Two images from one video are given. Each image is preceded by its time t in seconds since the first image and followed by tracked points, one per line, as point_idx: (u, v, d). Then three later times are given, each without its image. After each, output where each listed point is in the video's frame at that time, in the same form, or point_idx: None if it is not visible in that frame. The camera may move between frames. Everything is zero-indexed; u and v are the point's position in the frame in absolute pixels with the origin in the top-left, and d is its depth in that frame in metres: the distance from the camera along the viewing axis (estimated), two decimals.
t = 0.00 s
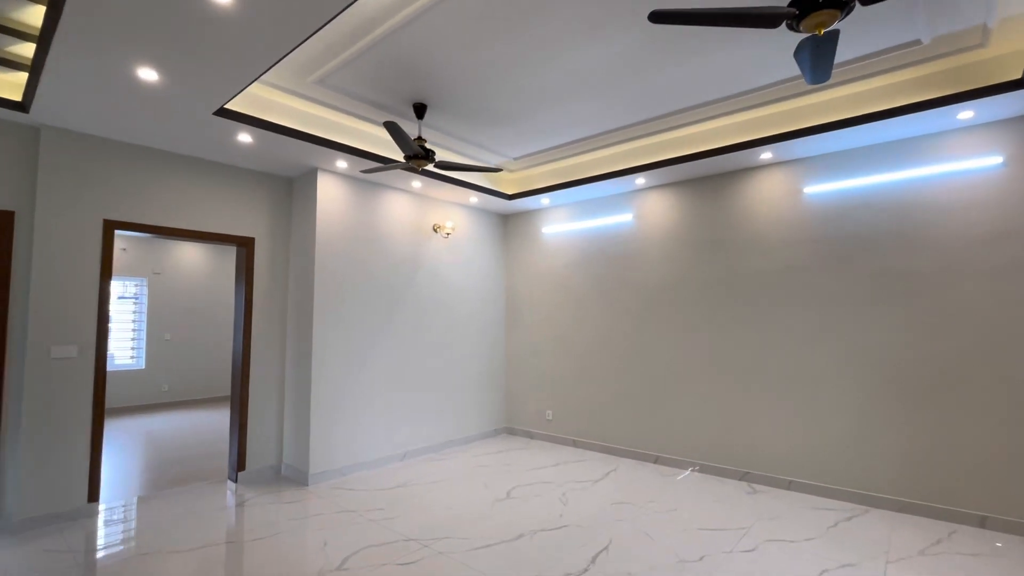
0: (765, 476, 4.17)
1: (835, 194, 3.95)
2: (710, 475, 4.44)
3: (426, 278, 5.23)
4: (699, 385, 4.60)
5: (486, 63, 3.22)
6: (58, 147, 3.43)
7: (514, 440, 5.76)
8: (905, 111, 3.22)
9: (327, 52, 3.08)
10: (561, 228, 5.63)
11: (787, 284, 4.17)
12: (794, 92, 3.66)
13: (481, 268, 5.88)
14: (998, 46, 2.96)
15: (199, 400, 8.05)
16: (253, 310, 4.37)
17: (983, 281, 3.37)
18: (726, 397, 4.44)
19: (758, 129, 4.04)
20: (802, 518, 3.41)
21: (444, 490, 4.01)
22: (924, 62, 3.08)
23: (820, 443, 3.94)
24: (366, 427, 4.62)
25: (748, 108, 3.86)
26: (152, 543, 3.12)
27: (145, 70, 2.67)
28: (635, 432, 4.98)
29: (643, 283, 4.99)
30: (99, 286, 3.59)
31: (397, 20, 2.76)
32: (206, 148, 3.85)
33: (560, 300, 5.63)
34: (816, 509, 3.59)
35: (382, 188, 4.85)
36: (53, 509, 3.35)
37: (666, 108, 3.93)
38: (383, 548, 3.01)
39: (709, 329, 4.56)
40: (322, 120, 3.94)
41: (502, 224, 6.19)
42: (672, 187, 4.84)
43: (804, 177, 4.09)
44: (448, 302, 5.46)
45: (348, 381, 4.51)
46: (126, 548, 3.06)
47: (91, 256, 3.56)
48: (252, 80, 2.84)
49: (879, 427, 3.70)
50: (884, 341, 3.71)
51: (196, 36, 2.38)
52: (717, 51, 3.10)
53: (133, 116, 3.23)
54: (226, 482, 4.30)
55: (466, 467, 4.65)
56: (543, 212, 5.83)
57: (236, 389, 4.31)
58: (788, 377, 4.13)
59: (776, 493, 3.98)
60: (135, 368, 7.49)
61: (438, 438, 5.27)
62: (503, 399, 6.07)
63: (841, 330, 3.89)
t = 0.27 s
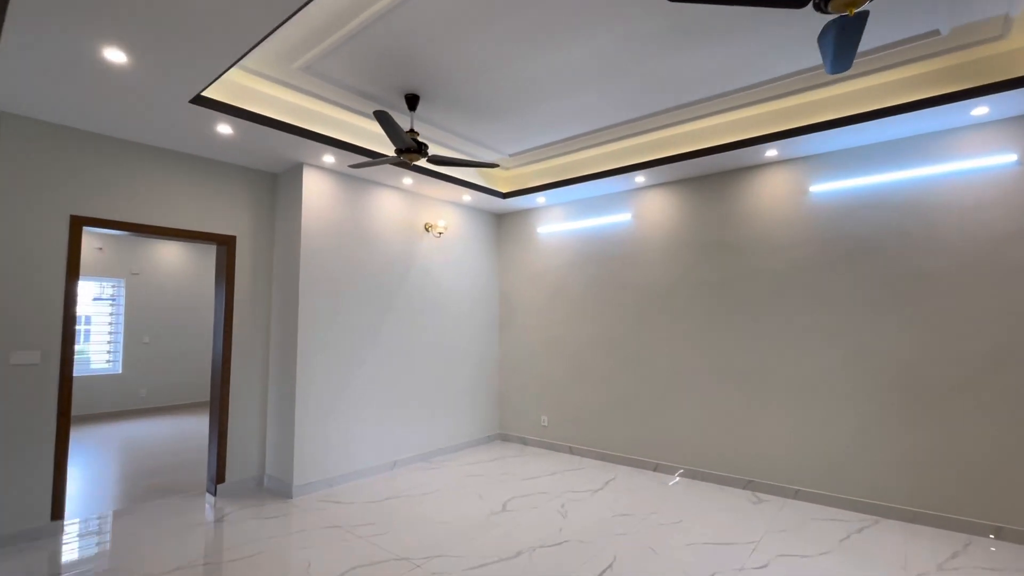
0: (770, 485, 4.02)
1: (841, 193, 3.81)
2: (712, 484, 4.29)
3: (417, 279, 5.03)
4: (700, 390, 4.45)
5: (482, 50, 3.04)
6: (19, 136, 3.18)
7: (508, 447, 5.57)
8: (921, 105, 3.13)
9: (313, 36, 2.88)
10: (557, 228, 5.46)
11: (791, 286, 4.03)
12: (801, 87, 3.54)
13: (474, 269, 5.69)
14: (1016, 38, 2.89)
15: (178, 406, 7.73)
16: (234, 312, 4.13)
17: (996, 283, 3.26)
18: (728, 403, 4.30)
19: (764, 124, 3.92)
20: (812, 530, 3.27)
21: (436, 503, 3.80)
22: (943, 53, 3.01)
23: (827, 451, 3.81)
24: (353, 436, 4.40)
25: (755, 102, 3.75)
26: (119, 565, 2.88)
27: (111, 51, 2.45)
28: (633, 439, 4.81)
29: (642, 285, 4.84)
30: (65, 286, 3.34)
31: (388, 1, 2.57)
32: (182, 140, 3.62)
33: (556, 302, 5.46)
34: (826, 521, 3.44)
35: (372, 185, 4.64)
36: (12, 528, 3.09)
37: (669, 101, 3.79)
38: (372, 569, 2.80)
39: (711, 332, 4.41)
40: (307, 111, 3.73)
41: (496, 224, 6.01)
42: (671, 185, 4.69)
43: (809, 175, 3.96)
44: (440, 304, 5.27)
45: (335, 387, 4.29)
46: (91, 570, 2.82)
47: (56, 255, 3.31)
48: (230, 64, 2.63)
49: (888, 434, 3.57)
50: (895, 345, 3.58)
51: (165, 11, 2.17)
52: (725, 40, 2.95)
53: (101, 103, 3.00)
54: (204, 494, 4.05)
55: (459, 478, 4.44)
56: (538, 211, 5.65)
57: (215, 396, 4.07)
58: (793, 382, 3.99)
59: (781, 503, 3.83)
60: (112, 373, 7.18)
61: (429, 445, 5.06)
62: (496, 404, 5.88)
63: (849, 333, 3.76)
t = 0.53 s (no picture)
0: (774, 493, 3.90)
1: (847, 192, 3.73)
2: (713, 492, 4.15)
3: (408, 280, 4.85)
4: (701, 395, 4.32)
5: (480, 38, 2.88)
6: None
7: (501, 453, 5.40)
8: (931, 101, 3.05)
9: (299, 19, 2.70)
10: (552, 228, 5.31)
11: (795, 288, 3.92)
12: (808, 82, 3.43)
13: (467, 269, 5.52)
14: None
15: (156, 412, 7.43)
16: (215, 314, 3.91)
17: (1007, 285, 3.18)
18: (730, 408, 4.17)
19: (767, 122, 3.82)
20: (821, 542, 3.15)
21: (429, 515, 3.62)
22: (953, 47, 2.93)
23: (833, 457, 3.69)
24: (341, 444, 4.20)
25: (759, 98, 3.65)
26: None
27: (77, 29, 2.25)
28: (632, 445, 4.67)
29: (640, 286, 4.70)
30: (29, 286, 3.10)
31: None
32: (159, 131, 3.41)
33: (551, 304, 5.31)
34: (835, 531, 3.32)
35: (361, 182, 4.45)
36: None
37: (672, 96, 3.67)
38: None
39: (712, 335, 4.29)
40: (293, 103, 3.54)
41: (489, 224, 5.85)
42: (671, 184, 4.57)
43: (814, 174, 3.86)
44: (432, 306, 5.09)
45: (322, 393, 4.09)
46: None
47: (19, 252, 3.07)
48: (210, 46, 2.43)
49: (896, 441, 3.47)
50: (903, 348, 3.50)
51: None
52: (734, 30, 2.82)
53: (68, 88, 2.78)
54: (181, 507, 3.82)
55: (452, 487, 4.26)
56: (533, 210, 5.50)
57: (193, 402, 3.84)
58: (797, 387, 3.88)
59: (786, 512, 3.71)
60: (85, 377, 6.87)
61: (421, 453, 4.88)
62: (489, 409, 5.70)
63: (855, 336, 3.66)
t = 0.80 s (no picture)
0: (779, 500, 3.76)
1: (855, 189, 3.59)
2: (716, 498, 4.00)
3: (398, 279, 4.64)
4: (702, 399, 4.18)
5: (478, 17, 2.69)
6: None
7: (494, 459, 5.20)
8: (945, 94, 2.95)
9: None
10: (548, 226, 5.14)
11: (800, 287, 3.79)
12: (816, 74, 3.32)
13: (459, 269, 5.32)
14: None
15: (132, 417, 7.10)
16: (191, 314, 3.66)
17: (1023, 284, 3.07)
18: (733, 412, 4.02)
19: (773, 116, 3.71)
20: (833, 552, 3.02)
21: (420, 528, 3.40)
22: (968, 38, 2.87)
23: (841, 463, 3.56)
24: (325, 453, 3.96)
25: (766, 90, 3.54)
26: None
27: None
28: (630, 450, 4.51)
29: (640, 286, 4.55)
30: None
31: None
32: (130, 116, 3.16)
33: (546, 305, 5.13)
34: (845, 540, 3.19)
35: (349, 175, 4.24)
36: None
37: (675, 87, 3.53)
38: None
39: (714, 337, 4.15)
40: (276, 88, 3.32)
41: (482, 222, 5.66)
42: (672, 181, 4.44)
43: (820, 170, 3.75)
44: (423, 307, 4.89)
45: (306, 398, 3.85)
46: None
47: None
48: (184, 18, 2.21)
49: (906, 446, 3.35)
50: (912, 350, 3.36)
51: None
52: (747, 14, 2.69)
53: (26, 64, 2.53)
54: (153, 521, 3.55)
55: (444, 496, 4.05)
56: (528, 208, 5.33)
57: (167, 408, 3.58)
58: (803, 390, 3.75)
59: (793, 519, 3.56)
60: (54, 382, 6.51)
61: (410, 460, 4.66)
62: (481, 413, 5.50)
63: (863, 337, 3.53)
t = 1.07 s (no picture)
0: (782, 510, 3.64)
1: (860, 190, 3.51)
2: (717, 509, 3.87)
3: (385, 281, 4.42)
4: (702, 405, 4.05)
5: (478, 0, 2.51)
6: None
7: (485, 468, 5.01)
8: (956, 92, 2.90)
9: None
10: (541, 226, 4.97)
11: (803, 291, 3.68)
12: (824, 69, 3.22)
13: (449, 270, 5.13)
14: None
15: (98, 426, 6.71)
16: (162, 317, 3.39)
17: None
18: (734, 419, 3.90)
19: (776, 114, 3.63)
20: (844, 567, 2.89)
21: (411, 546, 3.18)
22: (979, 34, 2.84)
23: (846, 472, 3.46)
24: (308, 465, 3.72)
25: (771, 87, 3.45)
26: None
27: None
28: (627, 459, 4.36)
29: (637, 289, 4.41)
30: None
31: None
32: (94, 101, 2.89)
33: (539, 308, 4.96)
34: (855, 553, 3.08)
35: (334, 171, 4.01)
36: None
37: (679, 82, 3.41)
38: None
39: (714, 341, 4.03)
40: (257, 74, 3.09)
41: (472, 222, 5.47)
42: (670, 181, 4.32)
43: (823, 171, 3.65)
44: (411, 309, 4.68)
45: (287, 408, 3.61)
46: None
47: None
48: None
49: (914, 454, 3.26)
50: (919, 354, 3.28)
51: None
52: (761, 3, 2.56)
53: None
54: (117, 543, 3.26)
55: (435, 510, 3.84)
56: (520, 208, 5.16)
57: (134, 420, 3.30)
58: (806, 396, 3.65)
59: (798, 531, 3.45)
60: (12, 389, 6.10)
61: (398, 471, 4.44)
62: (471, 420, 5.30)
63: (868, 342, 3.44)
